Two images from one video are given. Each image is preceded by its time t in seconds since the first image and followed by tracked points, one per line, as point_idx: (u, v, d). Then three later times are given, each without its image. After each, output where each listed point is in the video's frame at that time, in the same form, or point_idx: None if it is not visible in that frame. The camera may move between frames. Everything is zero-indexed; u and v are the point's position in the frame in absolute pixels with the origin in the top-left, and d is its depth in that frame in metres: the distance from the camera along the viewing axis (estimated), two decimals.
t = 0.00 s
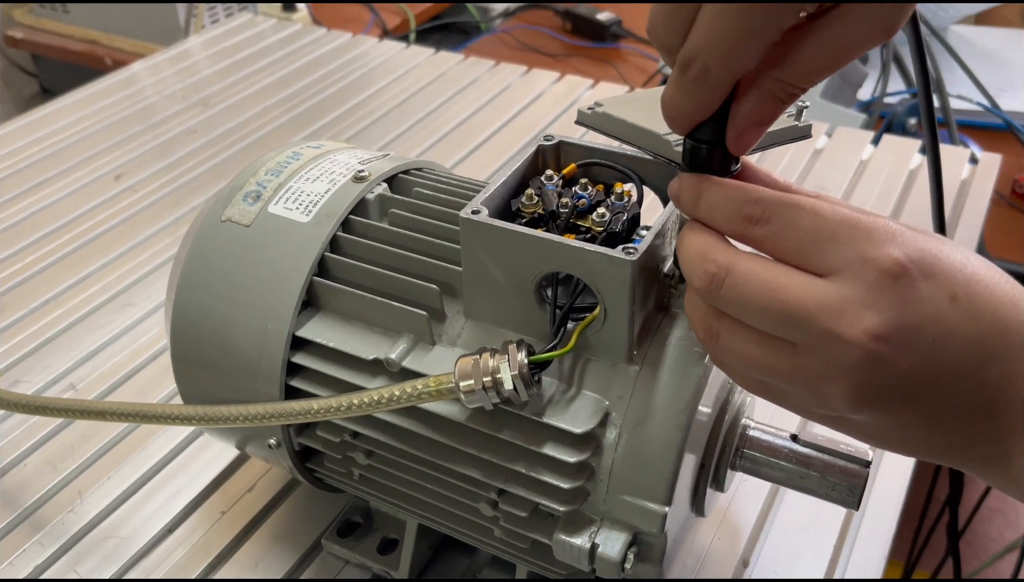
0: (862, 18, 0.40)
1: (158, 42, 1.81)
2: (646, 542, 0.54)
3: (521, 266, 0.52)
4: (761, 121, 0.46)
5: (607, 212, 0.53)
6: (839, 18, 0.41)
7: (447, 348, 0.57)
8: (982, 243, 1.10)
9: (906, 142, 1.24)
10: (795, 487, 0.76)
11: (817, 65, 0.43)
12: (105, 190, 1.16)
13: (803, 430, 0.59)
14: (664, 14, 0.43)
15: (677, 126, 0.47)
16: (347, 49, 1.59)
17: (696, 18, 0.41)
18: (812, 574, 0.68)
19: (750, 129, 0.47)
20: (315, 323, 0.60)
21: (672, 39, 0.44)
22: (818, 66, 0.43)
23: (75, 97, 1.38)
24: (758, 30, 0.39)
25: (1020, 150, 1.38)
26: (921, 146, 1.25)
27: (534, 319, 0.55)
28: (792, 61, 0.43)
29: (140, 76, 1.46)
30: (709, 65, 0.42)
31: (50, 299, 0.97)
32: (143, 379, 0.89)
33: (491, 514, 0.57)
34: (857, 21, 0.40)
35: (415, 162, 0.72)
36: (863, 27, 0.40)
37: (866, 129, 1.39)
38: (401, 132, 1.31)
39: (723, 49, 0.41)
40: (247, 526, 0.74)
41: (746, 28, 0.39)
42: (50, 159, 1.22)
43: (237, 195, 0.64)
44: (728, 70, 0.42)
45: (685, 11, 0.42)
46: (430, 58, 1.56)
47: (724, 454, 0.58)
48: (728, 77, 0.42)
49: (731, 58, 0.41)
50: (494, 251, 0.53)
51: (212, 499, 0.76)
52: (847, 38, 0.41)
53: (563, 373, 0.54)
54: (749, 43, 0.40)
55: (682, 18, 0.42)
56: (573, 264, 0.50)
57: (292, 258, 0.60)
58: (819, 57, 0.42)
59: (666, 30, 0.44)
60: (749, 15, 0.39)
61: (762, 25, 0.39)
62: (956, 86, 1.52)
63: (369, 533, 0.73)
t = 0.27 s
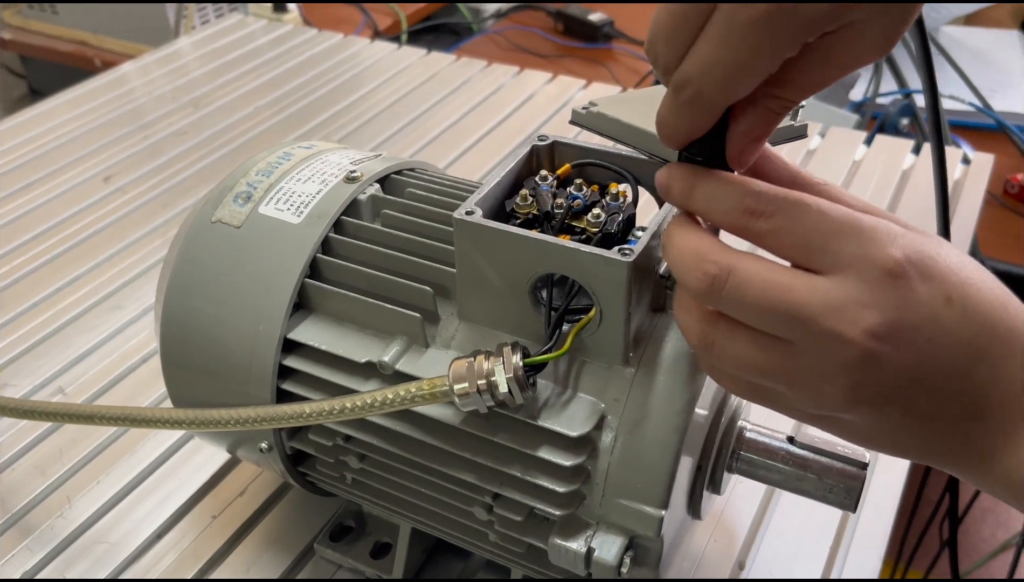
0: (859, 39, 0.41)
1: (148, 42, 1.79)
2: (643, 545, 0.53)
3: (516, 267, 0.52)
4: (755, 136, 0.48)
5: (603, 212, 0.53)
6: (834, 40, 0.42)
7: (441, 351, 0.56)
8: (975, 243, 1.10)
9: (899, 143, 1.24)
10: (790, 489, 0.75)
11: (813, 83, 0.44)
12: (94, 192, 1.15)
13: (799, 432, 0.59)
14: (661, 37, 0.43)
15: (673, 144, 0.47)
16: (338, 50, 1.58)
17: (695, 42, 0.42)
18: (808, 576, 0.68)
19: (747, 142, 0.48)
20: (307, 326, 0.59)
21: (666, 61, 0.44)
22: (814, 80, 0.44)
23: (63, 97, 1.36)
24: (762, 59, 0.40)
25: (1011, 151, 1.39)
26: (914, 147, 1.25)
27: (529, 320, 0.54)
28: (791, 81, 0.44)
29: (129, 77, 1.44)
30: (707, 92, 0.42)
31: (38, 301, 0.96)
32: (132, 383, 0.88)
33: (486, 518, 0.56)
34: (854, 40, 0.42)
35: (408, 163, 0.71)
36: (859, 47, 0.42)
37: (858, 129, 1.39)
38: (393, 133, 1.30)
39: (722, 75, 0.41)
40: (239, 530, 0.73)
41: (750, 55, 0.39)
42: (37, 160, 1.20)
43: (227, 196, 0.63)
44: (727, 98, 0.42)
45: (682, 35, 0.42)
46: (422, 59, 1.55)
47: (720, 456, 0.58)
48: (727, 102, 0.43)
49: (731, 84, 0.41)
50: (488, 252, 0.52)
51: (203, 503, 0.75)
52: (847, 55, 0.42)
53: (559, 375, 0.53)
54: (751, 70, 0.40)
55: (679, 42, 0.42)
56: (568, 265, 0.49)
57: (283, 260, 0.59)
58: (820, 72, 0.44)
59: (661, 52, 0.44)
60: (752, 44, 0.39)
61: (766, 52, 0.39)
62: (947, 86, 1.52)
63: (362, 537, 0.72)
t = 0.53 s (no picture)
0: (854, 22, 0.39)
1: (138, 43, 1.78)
2: (635, 543, 0.53)
3: (507, 265, 0.52)
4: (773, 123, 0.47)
5: (594, 210, 0.53)
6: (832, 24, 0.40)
7: (432, 350, 0.56)
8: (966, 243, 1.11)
9: (890, 143, 1.24)
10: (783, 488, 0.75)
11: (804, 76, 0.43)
12: (84, 192, 1.14)
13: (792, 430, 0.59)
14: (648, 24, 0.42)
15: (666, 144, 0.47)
16: (329, 50, 1.57)
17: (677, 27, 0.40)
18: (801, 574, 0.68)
19: (768, 126, 0.47)
20: (298, 325, 0.59)
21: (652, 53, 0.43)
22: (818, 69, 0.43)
23: (53, 98, 1.35)
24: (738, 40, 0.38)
25: (1001, 151, 1.40)
26: (904, 147, 1.26)
27: (521, 319, 0.54)
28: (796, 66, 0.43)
29: (119, 77, 1.44)
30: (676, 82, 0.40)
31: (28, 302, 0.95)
32: (122, 384, 0.87)
33: (478, 518, 0.56)
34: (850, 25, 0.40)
35: (399, 162, 0.71)
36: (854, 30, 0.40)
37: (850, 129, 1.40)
38: (384, 133, 1.29)
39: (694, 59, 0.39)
40: (230, 531, 0.73)
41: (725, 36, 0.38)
42: (26, 161, 1.19)
43: (217, 195, 0.63)
44: (700, 88, 0.40)
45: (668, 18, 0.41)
46: (414, 59, 1.55)
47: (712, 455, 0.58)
48: (701, 94, 0.40)
49: (704, 72, 0.39)
50: (479, 250, 0.52)
51: (194, 505, 0.75)
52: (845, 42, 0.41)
53: (551, 374, 0.53)
54: (726, 54, 0.38)
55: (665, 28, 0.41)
56: (559, 263, 0.49)
57: (274, 259, 0.59)
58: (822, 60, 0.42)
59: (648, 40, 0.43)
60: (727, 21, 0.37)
61: (743, 36, 0.37)
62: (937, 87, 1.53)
63: (354, 538, 0.72)
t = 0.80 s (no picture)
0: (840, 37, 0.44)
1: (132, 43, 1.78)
2: (634, 541, 0.53)
3: (506, 263, 0.52)
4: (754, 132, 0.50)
5: (593, 208, 0.53)
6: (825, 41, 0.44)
7: (431, 348, 0.56)
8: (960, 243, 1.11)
9: (884, 143, 1.25)
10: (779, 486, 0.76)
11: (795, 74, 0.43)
12: (79, 192, 1.14)
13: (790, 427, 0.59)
14: (656, 39, 0.42)
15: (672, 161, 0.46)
16: (325, 50, 1.57)
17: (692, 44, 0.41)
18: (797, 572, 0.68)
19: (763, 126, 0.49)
20: (296, 323, 0.59)
21: (662, 67, 0.43)
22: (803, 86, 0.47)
23: (46, 98, 1.35)
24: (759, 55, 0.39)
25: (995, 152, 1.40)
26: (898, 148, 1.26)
27: (520, 317, 0.54)
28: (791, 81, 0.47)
29: (113, 77, 1.43)
30: (701, 97, 0.41)
31: (22, 302, 0.95)
32: (117, 384, 0.87)
33: (476, 515, 0.56)
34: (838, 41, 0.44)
35: (397, 160, 0.71)
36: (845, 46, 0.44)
37: (844, 130, 1.40)
38: (380, 133, 1.29)
39: (719, 74, 0.40)
40: (227, 530, 0.73)
41: (747, 53, 0.39)
42: (20, 161, 1.19)
43: (215, 194, 0.63)
44: (724, 102, 0.41)
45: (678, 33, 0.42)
46: (410, 60, 1.55)
47: (710, 452, 0.58)
48: (724, 107, 0.41)
49: (728, 86, 0.40)
50: (478, 247, 0.52)
51: (191, 504, 0.74)
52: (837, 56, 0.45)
53: (549, 372, 0.53)
54: (749, 69, 0.39)
55: (675, 41, 0.42)
56: (559, 261, 0.49)
57: (272, 257, 0.59)
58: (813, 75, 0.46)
59: (655, 55, 0.43)
60: (750, 38, 0.38)
61: (759, 54, 0.39)
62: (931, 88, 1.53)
63: (351, 537, 0.72)
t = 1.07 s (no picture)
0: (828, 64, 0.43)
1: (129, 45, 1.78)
2: (634, 541, 0.54)
3: (507, 265, 0.52)
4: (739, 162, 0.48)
5: (594, 211, 0.53)
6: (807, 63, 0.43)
7: (432, 349, 0.56)
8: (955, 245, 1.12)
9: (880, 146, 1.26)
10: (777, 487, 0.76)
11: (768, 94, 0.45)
12: (77, 194, 1.14)
13: (789, 428, 0.60)
14: (635, 57, 0.45)
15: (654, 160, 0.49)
16: (322, 53, 1.57)
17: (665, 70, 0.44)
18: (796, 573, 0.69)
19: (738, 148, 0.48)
20: (298, 324, 0.59)
21: (636, 90, 0.46)
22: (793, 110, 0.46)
23: (43, 100, 1.35)
24: (728, 85, 0.42)
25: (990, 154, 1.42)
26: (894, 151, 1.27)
27: (522, 319, 0.55)
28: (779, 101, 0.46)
29: (110, 79, 1.43)
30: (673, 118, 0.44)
31: (20, 304, 0.95)
32: (116, 386, 0.87)
33: (477, 516, 0.56)
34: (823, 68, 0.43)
35: (398, 163, 0.71)
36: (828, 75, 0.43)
37: (840, 133, 1.41)
38: (378, 135, 1.30)
39: (691, 97, 0.43)
40: (227, 532, 0.73)
41: (717, 81, 0.42)
42: (17, 163, 1.19)
43: (217, 196, 0.63)
44: (695, 124, 0.44)
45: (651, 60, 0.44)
46: (407, 62, 1.55)
47: (709, 453, 0.58)
48: (696, 127, 0.45)
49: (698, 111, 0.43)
50: (480, 249, 0.52)
51: (190, 506, 0.74)
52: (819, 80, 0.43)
53: (550, 373, 0.54)
54: (719, 96, 0.42)
55: (648, 67, 0.45)
56: (560, 262, 0.50)
57: (274, 259, 0.59)
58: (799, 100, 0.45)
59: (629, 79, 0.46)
60: (719, 70, 0.41)
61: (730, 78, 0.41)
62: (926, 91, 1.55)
63: (352, 538, 0.72)
